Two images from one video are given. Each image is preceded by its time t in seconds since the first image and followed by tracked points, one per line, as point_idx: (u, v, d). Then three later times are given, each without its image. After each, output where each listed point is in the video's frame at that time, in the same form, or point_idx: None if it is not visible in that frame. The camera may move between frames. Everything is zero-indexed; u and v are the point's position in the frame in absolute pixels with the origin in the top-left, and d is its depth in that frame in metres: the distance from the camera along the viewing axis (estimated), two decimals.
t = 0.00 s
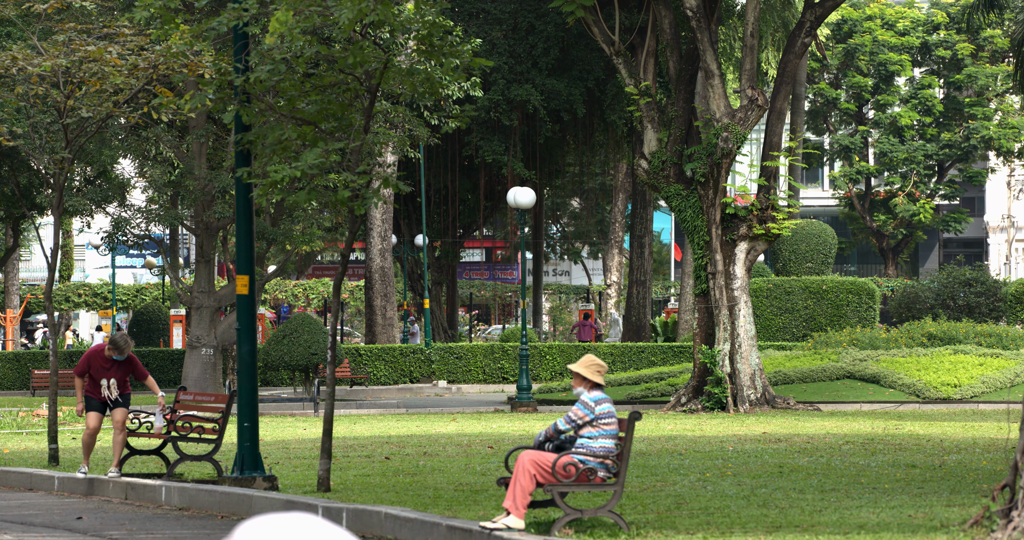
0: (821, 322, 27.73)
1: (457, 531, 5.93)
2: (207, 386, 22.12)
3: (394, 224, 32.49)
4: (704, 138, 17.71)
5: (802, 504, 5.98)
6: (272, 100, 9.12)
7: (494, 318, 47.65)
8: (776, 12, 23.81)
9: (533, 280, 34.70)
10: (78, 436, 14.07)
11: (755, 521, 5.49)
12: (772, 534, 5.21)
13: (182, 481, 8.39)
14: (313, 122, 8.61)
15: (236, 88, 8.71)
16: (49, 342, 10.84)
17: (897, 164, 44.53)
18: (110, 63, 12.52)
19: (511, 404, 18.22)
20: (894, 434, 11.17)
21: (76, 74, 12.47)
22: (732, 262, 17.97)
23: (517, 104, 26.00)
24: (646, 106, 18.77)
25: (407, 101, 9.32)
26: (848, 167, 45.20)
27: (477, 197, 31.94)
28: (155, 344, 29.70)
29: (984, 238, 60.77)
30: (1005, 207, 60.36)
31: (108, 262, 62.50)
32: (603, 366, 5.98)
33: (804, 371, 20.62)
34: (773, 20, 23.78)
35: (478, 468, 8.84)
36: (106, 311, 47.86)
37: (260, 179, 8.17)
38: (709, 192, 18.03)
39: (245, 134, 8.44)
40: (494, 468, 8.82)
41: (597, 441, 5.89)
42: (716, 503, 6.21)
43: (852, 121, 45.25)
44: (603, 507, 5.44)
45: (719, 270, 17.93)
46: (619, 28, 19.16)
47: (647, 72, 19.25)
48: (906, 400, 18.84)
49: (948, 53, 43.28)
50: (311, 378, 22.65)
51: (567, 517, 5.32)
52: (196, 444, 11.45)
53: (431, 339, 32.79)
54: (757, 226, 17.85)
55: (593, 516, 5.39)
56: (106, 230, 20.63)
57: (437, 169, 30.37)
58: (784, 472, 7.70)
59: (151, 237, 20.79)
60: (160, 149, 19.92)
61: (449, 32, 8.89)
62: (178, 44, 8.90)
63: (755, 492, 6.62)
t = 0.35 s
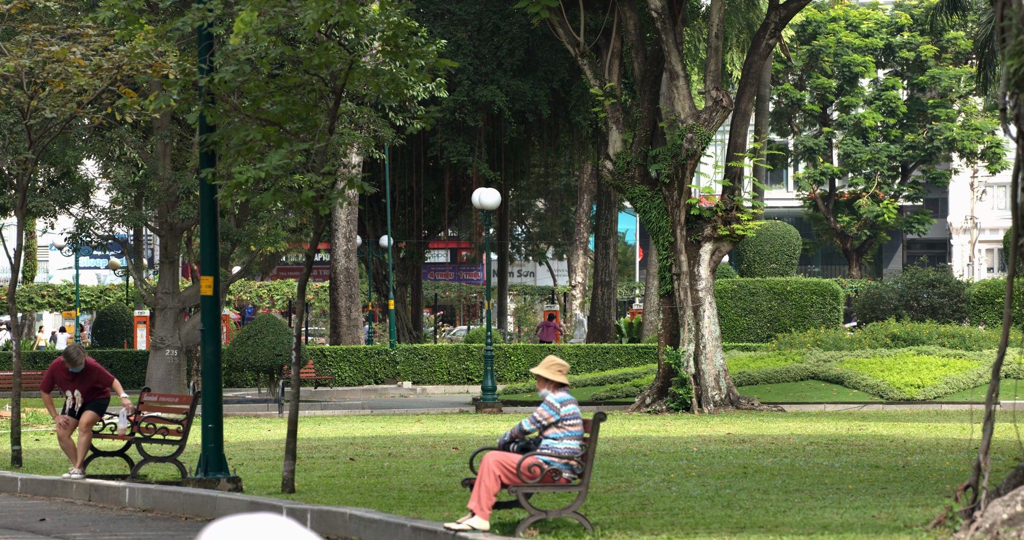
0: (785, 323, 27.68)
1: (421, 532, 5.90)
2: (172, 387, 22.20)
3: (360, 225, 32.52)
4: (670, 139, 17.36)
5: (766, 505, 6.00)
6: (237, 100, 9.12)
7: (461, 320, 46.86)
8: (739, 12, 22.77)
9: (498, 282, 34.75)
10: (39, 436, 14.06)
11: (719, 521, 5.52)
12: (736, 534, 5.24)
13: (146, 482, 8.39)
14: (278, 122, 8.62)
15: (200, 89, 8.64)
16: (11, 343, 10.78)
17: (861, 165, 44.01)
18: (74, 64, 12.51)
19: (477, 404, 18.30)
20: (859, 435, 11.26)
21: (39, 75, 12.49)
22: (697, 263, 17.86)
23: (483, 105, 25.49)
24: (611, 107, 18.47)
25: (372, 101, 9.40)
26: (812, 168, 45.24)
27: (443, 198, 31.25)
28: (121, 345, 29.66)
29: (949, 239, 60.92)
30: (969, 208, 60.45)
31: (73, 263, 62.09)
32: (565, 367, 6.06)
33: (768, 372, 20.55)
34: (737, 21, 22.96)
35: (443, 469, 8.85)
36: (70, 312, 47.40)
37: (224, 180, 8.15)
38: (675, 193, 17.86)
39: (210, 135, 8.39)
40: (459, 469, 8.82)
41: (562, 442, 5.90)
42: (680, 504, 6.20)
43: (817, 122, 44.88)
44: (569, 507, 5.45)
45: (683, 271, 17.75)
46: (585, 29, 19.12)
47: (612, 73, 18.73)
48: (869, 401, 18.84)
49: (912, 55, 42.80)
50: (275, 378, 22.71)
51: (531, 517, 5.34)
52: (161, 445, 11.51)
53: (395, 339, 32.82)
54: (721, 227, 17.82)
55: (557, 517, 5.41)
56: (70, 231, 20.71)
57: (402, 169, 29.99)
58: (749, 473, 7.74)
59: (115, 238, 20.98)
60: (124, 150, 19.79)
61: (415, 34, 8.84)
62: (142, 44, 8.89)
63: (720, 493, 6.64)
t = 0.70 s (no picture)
0: (747, 323, 27.35)
1: (384, 533, 5.93)
2: (133, 388, 21.70)
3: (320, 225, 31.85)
4: (631, 140, 17.10)
5: (727, 505, 6.14)
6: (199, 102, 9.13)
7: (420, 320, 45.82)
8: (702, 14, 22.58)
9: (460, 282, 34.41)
10: None
11: (681, 521, 5.65)
12: (698, 534, 5.38)
13: (107, 484, 8.39)
14: (240, 123, 8.62)
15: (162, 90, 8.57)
16: None
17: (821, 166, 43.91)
18: (35, 65, 12.80)
19: (439, 406, 18.06)
20: (819, 436, 11.14)
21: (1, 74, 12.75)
22: (658, 264, 17.46)
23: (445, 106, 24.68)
24: (573, 108, 18.22)
25: (335, 103, 9.46)
26: (773, 169, 44.43)
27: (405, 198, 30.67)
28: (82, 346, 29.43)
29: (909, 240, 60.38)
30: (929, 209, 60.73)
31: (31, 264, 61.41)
32: (522, 368, 6.05)
33: (729, 372, 20.49)
34: (699, 23, 22.61)
35: (404, 470, 8.85)
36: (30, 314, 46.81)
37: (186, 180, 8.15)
38: (636, 194, 17.47)
39: (171, 136, 8.33)
40: (420, 470, 8.82)
41: (524, 442, 5.91)
42: (642, 505, 6.29)
43: (778, 124, 44.46)
44: (531, 507, 5.50)
45: (645, 272, 17.34)
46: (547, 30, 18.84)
47: (574, 75, 18.49)
48: (830, 402, 18.69)
49: (872, 56, 42.82)
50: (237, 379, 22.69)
51: (493, 518, 5.40)
52: (122, 446, 11.67)
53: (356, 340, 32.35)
54: (683, 228, 17.43)
55: (519, 518, 5.46)
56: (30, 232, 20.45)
57: (364, 170, 29.40)
58: (710, 473, 7.80)
59: (77, 240, 20.83)
60: (85, 151, 19.61)
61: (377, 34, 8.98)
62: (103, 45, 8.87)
63: (682, 494, 6.71)
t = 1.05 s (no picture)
0: (707, 325, 27.45)
1: (345, 535, 5.93)
2: (93, 390, 21.11)
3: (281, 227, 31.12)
4: (593, 142, 16.88)
5: (689, 506, 6.29)
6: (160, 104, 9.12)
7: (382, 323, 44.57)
8: (664, 16, 22.00)
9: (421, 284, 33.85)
10: None
11: (643, 522, 5.78)
12: (659, 535, 5.52)
13: (67, 486, 8.38)
14: (201, 124, 8.58)
15: (123, 90, 8.57)
16: None
17: (781, 168, 42.80)
18: None
19: (401, 407, 18.01)
20: (779, 438, 11.10)
21: None
22: (620, 265, 17.32)
23: (406, 107, 24.50)
24: (535, 109, 18.01)
25: (297, 105, 9.42)
26: (733, 171, 43.44)
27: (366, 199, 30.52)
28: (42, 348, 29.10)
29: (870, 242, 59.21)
30: (889, 210, 60.82)
31: None
32: (484, 369, 6.07)
33: (690, 374, 20.48)
34: (660, 24, 21.91)
35: (367, 471, 8.85)
36: None
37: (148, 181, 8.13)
38: (598, 195, 17.15)
39: (132, 137, 8.33)
40: (383, 471, 8.84)
41: (485, 443, 5.94)
42: (603, 505, 6.41)
43: (738, 125, 43.11)
44: (492, 508, 5.60)
45: (607, 273, 17.20)
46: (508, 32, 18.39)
47: (535, 76, 18.19)
48: (791, 402, 18.54)
49: (833, 58, 42.08)
50: (198, 381, 22.74)
51: (454, 518, 5.51)
52: (83, 448, 11.67)
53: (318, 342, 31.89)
54: (644, 229, 17.20)
55: (480, 518, 5.56)
56: None
57: (324, 172, 29.08)
58: (672, 474, 7.89)
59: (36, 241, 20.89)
60: (44, 152, 19.45)
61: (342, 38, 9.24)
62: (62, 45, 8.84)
63: (643, 495, 6.83)
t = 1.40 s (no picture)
0: (668, 325, 27.49)
1: (305, 536, 5.93)
2: (53, 391, 21.13)
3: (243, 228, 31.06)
4: (554, 143, 16.92)
5: (650, 506, 6.41)
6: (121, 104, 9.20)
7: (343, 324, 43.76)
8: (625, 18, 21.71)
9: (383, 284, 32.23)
10: None
11: (604, 523, 5.90)
12: (620, 536, 5.64)
13: (27, 487, 8.39)
14: (161, 125, 8.69)
15: (82, 91, 8.60)
16: None
17: (743, 169, 41.90)
18: None
19: (362, 408, 17.99)
20: (741, 439, 11.10)
21: None
22: (581, 266, 17.26)
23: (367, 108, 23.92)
24: (496, 111, 17.97)
25: (257, 105, 9.68)
26: (695, 171, 42.47)
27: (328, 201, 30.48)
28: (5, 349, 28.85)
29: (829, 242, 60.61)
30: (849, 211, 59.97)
31: None
32: (445, 370, 6.03)
33: (652, 374, 20.31)
34: (622, 26, 21.27)
35: (327, 473, 8.84)
36: None
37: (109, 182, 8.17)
38: (559, 197, 17.16)
39: (92, 137, 8.35)
40: (344, 471, 8.85)
41: (446, 444, 5.96)
42: (564, 506, 6.49)
43: (699, 126, 42.79)
44: (455, 509, 5.65)
45: (567, 274, 17.12)
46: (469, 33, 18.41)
47: (496, 77, 18.04)
48: (751, 404, 18.38)
49: (793, 59, 41.50)
50: (158, 382, 22.72)
51: (414, 520, 5.53)
52: (43, 448, 11.67)
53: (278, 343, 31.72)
54: (605, 230, 17.11)
55: (443, 519, 5.61)
56: None
57: (285, 173, 29.06)
58: (633, 474, 7.97)
59: None
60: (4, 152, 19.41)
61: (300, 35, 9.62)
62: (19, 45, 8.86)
63: (604, 495, 6.92)
